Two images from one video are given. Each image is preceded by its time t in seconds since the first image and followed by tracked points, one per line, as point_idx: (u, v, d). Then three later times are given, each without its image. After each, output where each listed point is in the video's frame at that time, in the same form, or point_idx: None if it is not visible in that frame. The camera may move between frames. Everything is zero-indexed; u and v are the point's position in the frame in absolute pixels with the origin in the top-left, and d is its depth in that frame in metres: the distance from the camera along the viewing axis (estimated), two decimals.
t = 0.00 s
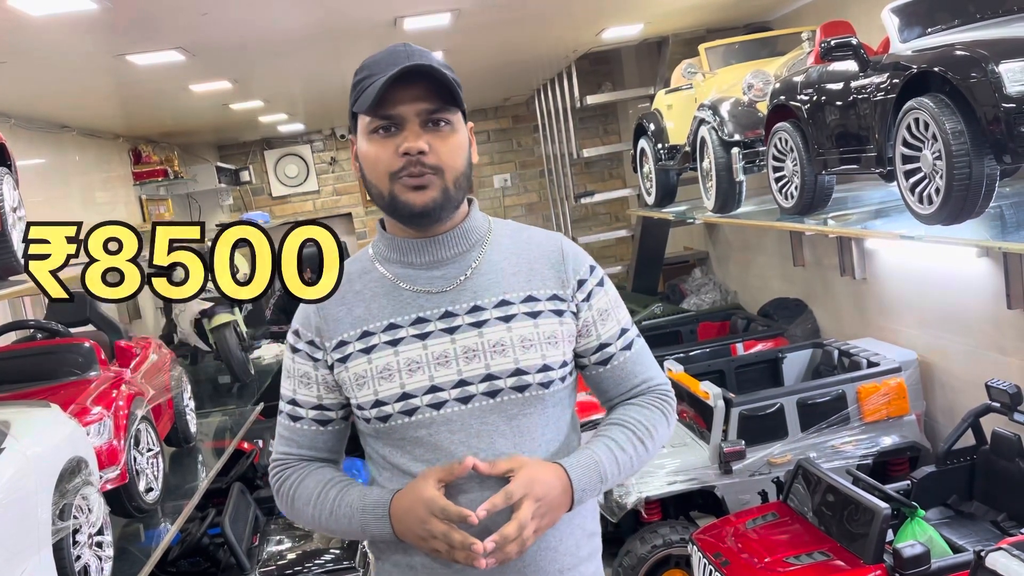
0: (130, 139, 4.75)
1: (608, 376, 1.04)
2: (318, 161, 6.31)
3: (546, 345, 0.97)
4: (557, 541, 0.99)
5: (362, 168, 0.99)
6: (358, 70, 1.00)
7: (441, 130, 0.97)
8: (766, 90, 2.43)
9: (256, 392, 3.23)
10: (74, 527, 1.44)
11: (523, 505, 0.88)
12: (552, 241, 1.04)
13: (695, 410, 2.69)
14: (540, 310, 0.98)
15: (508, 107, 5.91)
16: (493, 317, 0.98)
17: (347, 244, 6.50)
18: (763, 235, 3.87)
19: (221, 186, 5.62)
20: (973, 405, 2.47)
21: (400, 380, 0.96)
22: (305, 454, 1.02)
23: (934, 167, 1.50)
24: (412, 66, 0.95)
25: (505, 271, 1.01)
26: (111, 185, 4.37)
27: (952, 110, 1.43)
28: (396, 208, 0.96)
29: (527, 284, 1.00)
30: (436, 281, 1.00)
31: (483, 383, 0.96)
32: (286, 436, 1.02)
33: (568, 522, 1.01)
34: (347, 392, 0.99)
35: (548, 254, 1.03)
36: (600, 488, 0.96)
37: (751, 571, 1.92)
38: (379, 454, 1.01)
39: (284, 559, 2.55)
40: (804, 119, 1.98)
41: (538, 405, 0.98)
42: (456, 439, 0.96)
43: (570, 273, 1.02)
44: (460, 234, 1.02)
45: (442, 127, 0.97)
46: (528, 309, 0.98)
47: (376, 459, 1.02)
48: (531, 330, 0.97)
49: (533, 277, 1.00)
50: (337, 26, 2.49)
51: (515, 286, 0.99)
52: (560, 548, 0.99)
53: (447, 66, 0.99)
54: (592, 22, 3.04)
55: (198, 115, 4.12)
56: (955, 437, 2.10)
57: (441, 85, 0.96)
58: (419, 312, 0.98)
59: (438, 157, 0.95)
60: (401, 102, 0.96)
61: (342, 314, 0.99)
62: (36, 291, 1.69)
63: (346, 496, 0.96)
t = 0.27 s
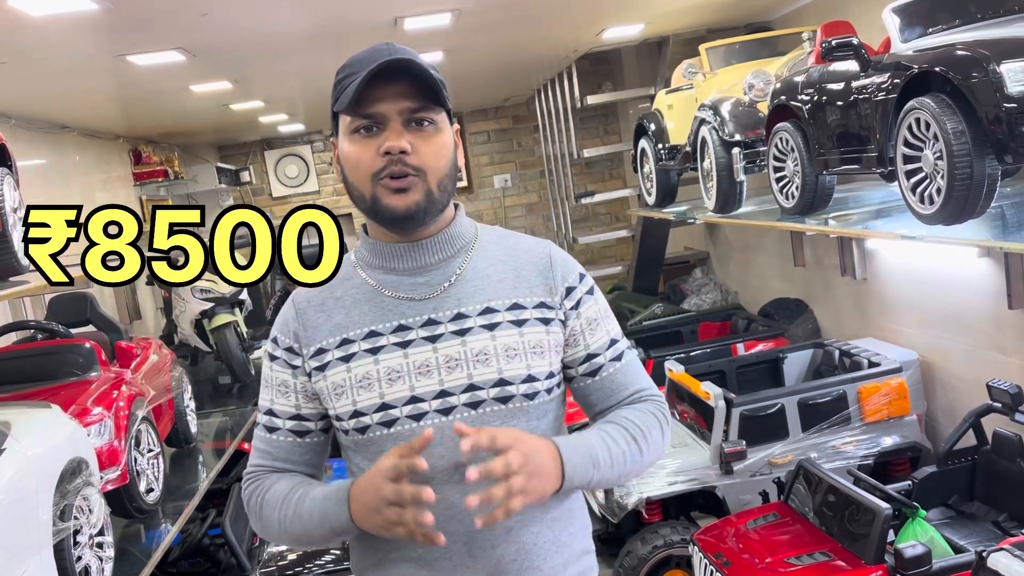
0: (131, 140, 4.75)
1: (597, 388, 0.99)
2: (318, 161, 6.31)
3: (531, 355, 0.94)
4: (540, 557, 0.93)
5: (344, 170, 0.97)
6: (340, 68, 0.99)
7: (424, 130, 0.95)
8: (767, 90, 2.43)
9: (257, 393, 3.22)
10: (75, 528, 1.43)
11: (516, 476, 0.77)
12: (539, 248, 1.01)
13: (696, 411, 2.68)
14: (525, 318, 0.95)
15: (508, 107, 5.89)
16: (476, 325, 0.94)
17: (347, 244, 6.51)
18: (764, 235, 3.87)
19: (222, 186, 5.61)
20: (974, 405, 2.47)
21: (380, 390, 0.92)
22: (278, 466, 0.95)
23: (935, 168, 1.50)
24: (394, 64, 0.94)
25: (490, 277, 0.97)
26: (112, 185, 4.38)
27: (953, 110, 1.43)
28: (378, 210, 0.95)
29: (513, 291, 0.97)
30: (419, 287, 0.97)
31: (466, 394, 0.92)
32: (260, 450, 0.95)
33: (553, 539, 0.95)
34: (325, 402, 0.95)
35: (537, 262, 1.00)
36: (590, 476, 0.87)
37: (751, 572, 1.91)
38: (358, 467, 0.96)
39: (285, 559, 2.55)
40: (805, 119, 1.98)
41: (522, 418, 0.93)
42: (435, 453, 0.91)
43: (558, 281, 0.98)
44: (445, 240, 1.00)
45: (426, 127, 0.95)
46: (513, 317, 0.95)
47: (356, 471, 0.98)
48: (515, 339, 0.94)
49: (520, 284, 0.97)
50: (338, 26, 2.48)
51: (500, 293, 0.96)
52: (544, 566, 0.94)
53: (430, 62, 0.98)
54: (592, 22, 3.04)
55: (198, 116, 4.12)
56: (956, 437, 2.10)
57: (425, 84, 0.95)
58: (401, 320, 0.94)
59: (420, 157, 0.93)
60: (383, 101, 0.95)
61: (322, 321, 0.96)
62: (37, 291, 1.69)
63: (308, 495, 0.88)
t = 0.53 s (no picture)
0: (131, 140, 4.74)
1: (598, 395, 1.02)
2: (319, 162, 6.30)
3: (531, 365, 0.97)
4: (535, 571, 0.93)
5: (344, 175, 0.97)
6: (342, 67, 0.98)
7: (430, 138, 0.96)
8: (767, 90, 2.43)
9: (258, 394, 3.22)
10: (76, 528, 1.43)
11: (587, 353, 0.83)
12: (542, 253, 1.04)
13: (697, 411, 2.68)
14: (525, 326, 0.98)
15: (508, 108, 5.89)
16: (474, 333, 0.97)
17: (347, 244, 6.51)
18: (765, 235, 3.86)
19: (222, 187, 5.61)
20: (975, 405, 2.47)
21: (374, 398, 0.95)
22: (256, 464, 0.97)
23: (937, 167, 1.49)
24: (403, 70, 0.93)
25: (488, 285, 1.00)
26: (112, 186, 4.38)
27: (955, 110, 1.43)
28: (378, 219, 0.96)
29: (514, 298, 1.00)
30: (417, 294, 0.99)
31: (462, 405, 0.95)
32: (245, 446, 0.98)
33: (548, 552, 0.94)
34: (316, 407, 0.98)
35: (537, 267, 1.02)
36: (626, 410, 0.90)
37: (753, 572, 1.91)
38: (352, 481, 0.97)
39: (286, 560, 2.54)
40: (807, 119, 1.98)
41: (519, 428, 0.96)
42: (430, 463, 0.93)
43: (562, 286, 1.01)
44: (445, 244, 1.01)
45: (432, 136, 0.96)
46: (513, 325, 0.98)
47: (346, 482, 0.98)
48: (514, 348, 0.97)
49: (522, 291, 1.00)
50: (338, 26, 2.48)
51: (501, 301, 0.99)
52: None
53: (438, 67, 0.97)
54: (593, 22, 3.04)
55: (199, 116, 4.12)
56: (957, 437, 2.10)
57: (432, 92, 0.95)
58: (398, 325, 0.97)
59: (424, 167, 0.94)
60: (389, 108, 0.94)
61: (318, 323, 0.98)
62: (37, 291, 1.68)
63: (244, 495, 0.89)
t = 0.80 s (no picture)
0: (131, 141, 4.74)
1: (619, 418, 1.03)
2: (319, 163, 6.30)
3: (552, 384, 0.96)
4: None
5: (356, 167, 0.98)
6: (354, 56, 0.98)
7: (446, 126, 0.97)
8: (768, 91, 2.42)
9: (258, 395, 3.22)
10: (77, 529, 1.43)
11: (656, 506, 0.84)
12: (567, 264, 1.02)
13: (698, 412, 2.68)
14: (548, 343, 0.96)
15: (508, 108, 5.89)
16: (493, 349, 0.96)
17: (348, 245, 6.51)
18: (765, 236, 3.86)
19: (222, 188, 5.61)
20: (977, 406, 2.47)
21: (384, 417, 0.94)
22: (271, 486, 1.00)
23: (939, 168, 1.49)
24: (416, 55, 0.94)
25: (507, 297, 0.98)
26: (112, 186, 4.38)
27: (957, 110, 1.43)
28: (393, 210, 0.96)
29: (536, 312, 0.98)
30: (431, 305, 0.98)
31: (479, 425, 0.94)
32: (260, 467, 1.01)
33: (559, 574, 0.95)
34: (323, 423, 0.97)
35: (561, 279, 1.01)
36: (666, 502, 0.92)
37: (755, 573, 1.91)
38: (363, 502, 0.97)
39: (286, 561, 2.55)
40: (808, 119, 1.97)
41: (538, 450, 0.95)
42: (441, 486, 0.93)
43: (585, 301, 1.00)
44: (461, 252, 1.00)
45: (448, 124, 0.97)
46: (534, 341, 0.96)
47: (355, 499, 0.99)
48: (536, 366, 0.96)
49: (544, 305, 0.98)
50: (339, 26, 2.47)
51: (521, 315, 0.97)
52: None
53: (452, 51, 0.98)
54: (594, 23, 3.04)
55: (199, 117, 4.11)
56: (959, 438, 2.10)
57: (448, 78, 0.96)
58: (411, 338, 0.96)
59: (441, 155, 0.95)
60: (403, 95, 0.95)
61: (324, 335, 0.97)
62: (34, 292, 1.65)
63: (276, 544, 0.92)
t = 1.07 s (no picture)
0: (132, 142, 4.74)
1: (651, 422, 1.07)
2: (319, 164, 6.31)
3: (581, 401, 0.96)
4: None
5: (382, 149, 0.98)
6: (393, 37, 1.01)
7: (482, 111, 0.98)
8: (769, 92, 2.43)
9: (259, 396, 3.22)
10: (78, 530, 1.43)
11: None
12: (603, 276, 1.03)
13: (699, 413, 2.68)
14: (580, 357, 0.96)
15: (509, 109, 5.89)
16: (520, 361, 0.95)
17: (348, 246, 6.52)
18: (766, 237, 3.87)
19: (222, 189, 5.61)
20: (978, 407, 2.47)
21: (394, 432, 0.93)
22: (276, 488, 1.03)
23: (940, 169, 1.49)
24: (457, 38, 0.98)
25: (535, 307, 0.99)
26: (113, 188, 4.38)
27: (958, 111, 1.43)
28: (416, 191, 0.95)
29: (567, 325, 0.98)
30: (452, 312, 0.98)
31: (498, 444, 0.93)
32: (265, 466, 1.04)
33: None
34: (329, 436, 0.97)
35: (596, 289, 1.02)
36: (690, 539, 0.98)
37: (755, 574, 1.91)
38: (373, 527, 0.95)
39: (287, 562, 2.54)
40: (809, 120, 1.97)
41: (564, 471, 0.94)
42: (455, 510, 0.92)
43: (620, 312, 1.00)
44: (487, 255, 1.01)
45: (484, 109, 0.98)
46: (566, 354, 0.96)
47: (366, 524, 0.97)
48: (566, 381, 0.95)
49: (576, 318, 0.98)
50: (340, 27, 2.47)
51: (552, 326, 0.97)
52: None
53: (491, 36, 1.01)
54: (594, 25, 3.04)
55: (200, 118, 4.12)
56: (960, 439, 2.10)
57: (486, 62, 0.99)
58: (428, 349, 0.96)
59: (475, 137, 0.96)
60: (440, 74, 0.98)
61: (336, 342, 0.97)
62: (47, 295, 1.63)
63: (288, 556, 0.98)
